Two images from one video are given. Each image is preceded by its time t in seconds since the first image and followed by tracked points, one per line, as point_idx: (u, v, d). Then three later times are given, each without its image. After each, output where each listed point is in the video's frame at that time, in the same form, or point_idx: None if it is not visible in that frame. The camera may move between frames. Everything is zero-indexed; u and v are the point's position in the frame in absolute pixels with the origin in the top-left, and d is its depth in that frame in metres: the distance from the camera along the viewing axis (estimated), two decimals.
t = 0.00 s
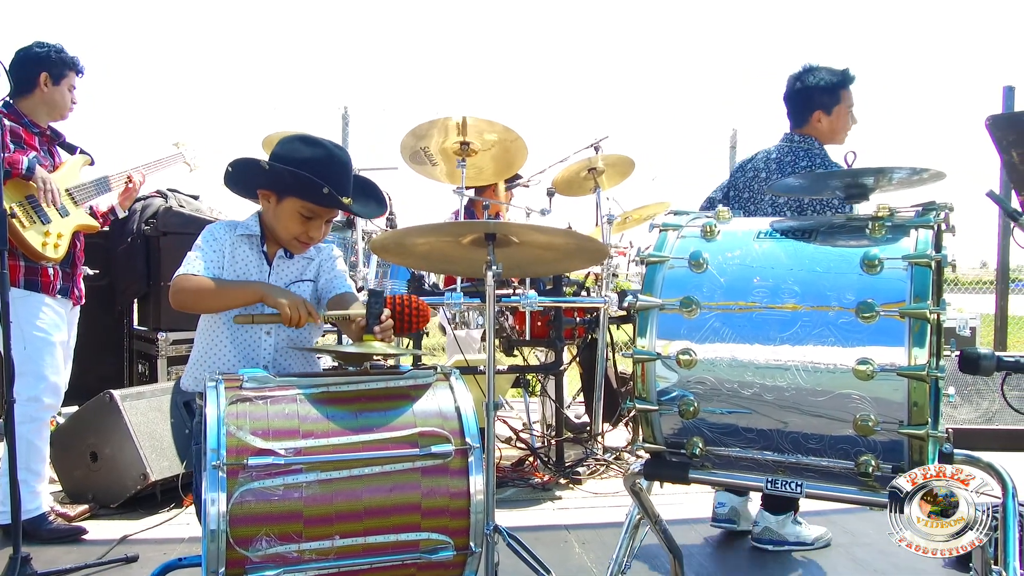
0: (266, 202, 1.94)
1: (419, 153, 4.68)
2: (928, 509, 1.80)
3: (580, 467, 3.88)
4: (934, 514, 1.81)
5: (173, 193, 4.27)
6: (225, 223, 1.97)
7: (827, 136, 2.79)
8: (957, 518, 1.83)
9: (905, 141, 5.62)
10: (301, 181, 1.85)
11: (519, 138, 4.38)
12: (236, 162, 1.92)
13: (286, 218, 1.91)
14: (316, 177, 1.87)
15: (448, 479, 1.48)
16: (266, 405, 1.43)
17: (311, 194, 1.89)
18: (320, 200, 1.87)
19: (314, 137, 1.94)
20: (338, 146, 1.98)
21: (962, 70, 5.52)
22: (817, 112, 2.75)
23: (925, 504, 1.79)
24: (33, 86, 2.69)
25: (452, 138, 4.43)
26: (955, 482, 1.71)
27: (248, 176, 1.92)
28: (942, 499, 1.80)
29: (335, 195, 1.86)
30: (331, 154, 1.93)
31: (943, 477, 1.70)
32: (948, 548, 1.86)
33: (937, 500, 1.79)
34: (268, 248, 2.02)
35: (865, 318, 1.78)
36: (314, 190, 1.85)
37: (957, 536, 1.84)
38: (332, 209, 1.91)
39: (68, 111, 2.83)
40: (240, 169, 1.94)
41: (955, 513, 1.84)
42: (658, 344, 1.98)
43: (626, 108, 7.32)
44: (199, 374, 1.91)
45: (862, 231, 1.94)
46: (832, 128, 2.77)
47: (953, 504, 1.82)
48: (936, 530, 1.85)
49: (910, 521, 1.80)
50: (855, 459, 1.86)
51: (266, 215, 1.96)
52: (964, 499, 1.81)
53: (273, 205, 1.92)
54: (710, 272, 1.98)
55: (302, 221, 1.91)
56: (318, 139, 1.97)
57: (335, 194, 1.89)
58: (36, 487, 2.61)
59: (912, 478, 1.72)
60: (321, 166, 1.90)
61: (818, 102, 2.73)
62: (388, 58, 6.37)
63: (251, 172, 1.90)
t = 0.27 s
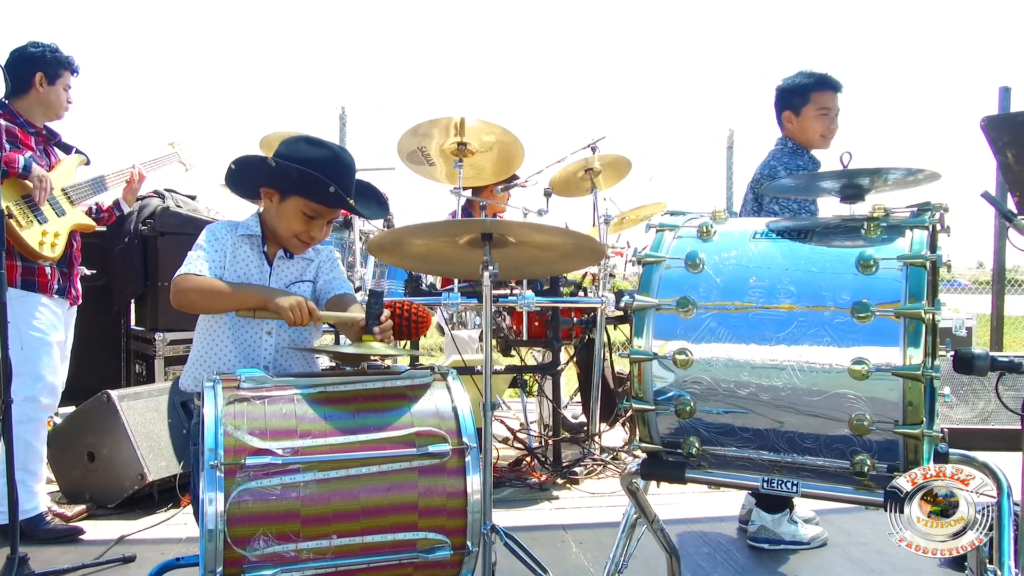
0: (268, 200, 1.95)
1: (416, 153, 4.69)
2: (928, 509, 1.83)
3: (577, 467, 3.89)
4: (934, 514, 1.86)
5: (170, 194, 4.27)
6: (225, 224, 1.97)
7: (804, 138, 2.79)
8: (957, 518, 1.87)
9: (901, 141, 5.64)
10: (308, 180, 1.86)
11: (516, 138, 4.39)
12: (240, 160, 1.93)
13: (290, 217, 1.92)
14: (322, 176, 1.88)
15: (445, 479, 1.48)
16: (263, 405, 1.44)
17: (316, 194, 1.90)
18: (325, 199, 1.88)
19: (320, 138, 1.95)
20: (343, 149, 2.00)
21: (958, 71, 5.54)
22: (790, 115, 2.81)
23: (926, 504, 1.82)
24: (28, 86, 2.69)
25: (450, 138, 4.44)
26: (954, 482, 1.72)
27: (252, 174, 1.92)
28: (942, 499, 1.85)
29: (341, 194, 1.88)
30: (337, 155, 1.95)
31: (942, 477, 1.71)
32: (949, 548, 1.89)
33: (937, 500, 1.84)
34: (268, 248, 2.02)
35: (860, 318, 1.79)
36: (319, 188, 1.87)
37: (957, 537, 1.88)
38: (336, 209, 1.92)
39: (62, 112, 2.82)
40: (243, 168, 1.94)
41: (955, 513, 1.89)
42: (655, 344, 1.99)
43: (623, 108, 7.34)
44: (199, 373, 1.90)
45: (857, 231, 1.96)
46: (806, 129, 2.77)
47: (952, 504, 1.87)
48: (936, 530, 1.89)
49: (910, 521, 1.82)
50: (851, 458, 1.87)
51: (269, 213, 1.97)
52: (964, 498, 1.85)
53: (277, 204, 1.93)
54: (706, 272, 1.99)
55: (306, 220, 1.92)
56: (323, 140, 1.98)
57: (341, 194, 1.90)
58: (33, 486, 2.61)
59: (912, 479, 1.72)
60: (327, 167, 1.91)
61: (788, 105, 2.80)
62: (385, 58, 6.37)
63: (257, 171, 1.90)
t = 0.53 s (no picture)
0: (271, 198, 1.95)
1: (415, 153, 4.69)
2: (928, 509, 1.81)
3: (576, 467, 3.89)
4: (933, 514, 1.83)
5: (168, 193, 4.27)
6: (225, 223, 1.99)
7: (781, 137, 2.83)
8: (957, 519, 1.85)
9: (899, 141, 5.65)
10: (314, 179, 1.85)
11: (514, 138, 4.39)
12: (245, 158, 1.93)
13: (294, 215, 1.92)
14: (326, 174, 1.88)
15: (444, 478, 1.48)
16: (263, 404, 1.44)
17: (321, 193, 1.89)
18: (328, 197, 1.87)
19: (324, 138, 1.95)
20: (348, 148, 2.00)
21: (956, 71, 5.55)
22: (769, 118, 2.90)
23: (926, 504, 1.81)
24: (28, 86, 2.69)
25: (448, 138, 4.44)
26: (958, 483, 1.75)
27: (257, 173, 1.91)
28: (942, 500, 1.82)
29: (347, 193, 1.87)
30: (342, 154, 1.94)
31: (943, 477, 1.72)
32: (949, 548, 1.87)
33: (937, 500, 1.81)
34: (269, 246, 2.02)
35: (859, 318, 1.79)
36: (323, 186, 1.86)
37: (957, 537, 1.86)
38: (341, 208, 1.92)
39: (61, 112, 2.82)
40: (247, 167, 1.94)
41: (955, 513, 1.86)
42: (654, 343, 1.99)
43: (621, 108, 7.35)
44: (201, 372, 1.91)
45: (856, 231, 1.96)
46: (779, 128, 2.83)
47: (952, 504, 1.84)
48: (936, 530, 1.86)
49: (910, 521, 1.81)
50: (849, 457, 1.87)
51: (272, 212, 1.97)
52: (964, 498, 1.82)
53: (281, 202, 1.93)
54: (705, 272, 1.99)
55: (311, 219, 1.92)
56: (327, 139, 1.97)
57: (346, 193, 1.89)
58: (31, 486, 2.60)
59: (912, 479, 1.73)
60: (332, 166, 1.91)
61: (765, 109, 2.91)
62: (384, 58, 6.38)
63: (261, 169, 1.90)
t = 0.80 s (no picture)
0: (271, 199, 1.95)
1: (412, 153, 4.69)
2: (928, 509, 1.82)
3: (573, 467, 3.89)
4: (933, 514, 1.84)
5: (165, 193, 4.26)
6: (229, 223, 1.99)
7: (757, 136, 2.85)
8: (957, 518, 1.85)
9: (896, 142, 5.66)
10: (310, 182, 1.85)
11: (512, 138, 4.40)
12: (243, 159, 1.92)
13: (292, 218, 1.92)
14: (322, 178, 1.87)
15: (442, 476, 1.49)
16: (262, 403, 1.44)
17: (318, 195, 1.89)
18: (324, 200, 1.87)
19: (324, 140, 1.95)
20: (347, 150, 1.99)
21: (953, 72, 5.56)
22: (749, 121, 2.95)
23: (926, 504, 1.82)
24: (28, 86, 2.68)
25: (446, 138, 4.44)
26: (956, 483, 1.76)
27: (256, 175, 1.92)
28: (942, 500, 1.83)
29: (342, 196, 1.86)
30: (340, 157, 1.93)
31: (942, 477, 1.74)
32: (949, 548, 1.88)
33: (937, 500, 1.82)
34: (271, 246, 2.02)
35: (856, 317, 1.79)
36: (319, 189, 1.86)
37: (957, 537, 1.86)
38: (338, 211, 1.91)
39: (59, 112, 2.81)
40: (247, 169, 1.94)
41: (955, 513, 1.87)
42: (652, 343, 1.99)
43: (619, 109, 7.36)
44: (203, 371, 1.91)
45: (853, 231, 1.97)
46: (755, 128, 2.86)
47: (953, 504, 1.84)
48: (936, 530, 1.86)
49: (910, 520, 1.82)
50: (846, 456, 1.87)
51: (272, 213, 1.97)
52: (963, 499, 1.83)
53: (280, 204, 1.93)
54: (703, 271, 2.00)
55: (308, 221, 1.91)
56: (327, 141, 1.98)
57: (342, 196, 1.89)
58: (29, 486, 2.60)
59: (912, 478, 1.75)
60: (330, 168, 1.91)
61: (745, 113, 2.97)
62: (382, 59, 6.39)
63: (260, 171, 1.90)
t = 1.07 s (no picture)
0: (271, 199, 1.96)
1: (411, 153, 4.69)
2: (928, 509, 1.89)
3: (572, 467, 3.89)
4: (934, 514, 1.91)
5: (164, 193, 4.26)
6: (231, 223, 1.99)
7: (731, 137, 2.87)
8: (956, 519, 1.91)
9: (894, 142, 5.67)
10: (300, 180, 1.84)
11: (511, 138, 4.40)
12: (246, 159, 1.94)
13: (287, 216, 1.92)
14: (315, 176, 1.87)
15: (442, 475, 1.49)
16: (262, 402, 1.44)
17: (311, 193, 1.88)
18: (316, 198, 1.86)
19: (322, 139, 1.95)
20: (345, 149, 1.98)
21: (950, 72, 5.57)
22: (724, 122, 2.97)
23: (926, 504, 1.89)
24: (28, 86, 2.68)
25: (444, 138, 4.44)
26: (955, 483, 1.85)
27: (254, 176, 1.93)
28: (943, 500, 1.90)
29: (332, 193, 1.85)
30: (335, 155, 1.93)
31: (943, 477, 1.84)
32: (949, 548, 1.94)
33: (937, 500, 1.89)
34: (274, 245, 2.03)
35: (855, 317, 1.80)
36: (308, 187, 1.85)
37: (957, 537, 1.92)
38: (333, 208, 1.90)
39: (58, 112, 2.81)
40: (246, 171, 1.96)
41: (955, 514, 1.93)
42: (650, 342, 2.00)
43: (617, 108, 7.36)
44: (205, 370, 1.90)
45: (851, 231, 1.97)
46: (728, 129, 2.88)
47: (952, 504, 1.91)
48: (936, 530, 1.93)
49: (910, 520, 1.88)
50: (845, 455, 1.88)
51: (271, 213, 1.98)
52: (963, 497, 1.89)
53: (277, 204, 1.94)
54: (702, 271, 2.00)
55: (303, 220, 1.91)
56: (325, 140, 1.98)
57: (332, 193, 1.88)
58: (27, 486, 2.60)
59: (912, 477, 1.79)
60: (324, 166, 1.90)
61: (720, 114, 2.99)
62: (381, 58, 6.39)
63: (256, 172, 1.92)
